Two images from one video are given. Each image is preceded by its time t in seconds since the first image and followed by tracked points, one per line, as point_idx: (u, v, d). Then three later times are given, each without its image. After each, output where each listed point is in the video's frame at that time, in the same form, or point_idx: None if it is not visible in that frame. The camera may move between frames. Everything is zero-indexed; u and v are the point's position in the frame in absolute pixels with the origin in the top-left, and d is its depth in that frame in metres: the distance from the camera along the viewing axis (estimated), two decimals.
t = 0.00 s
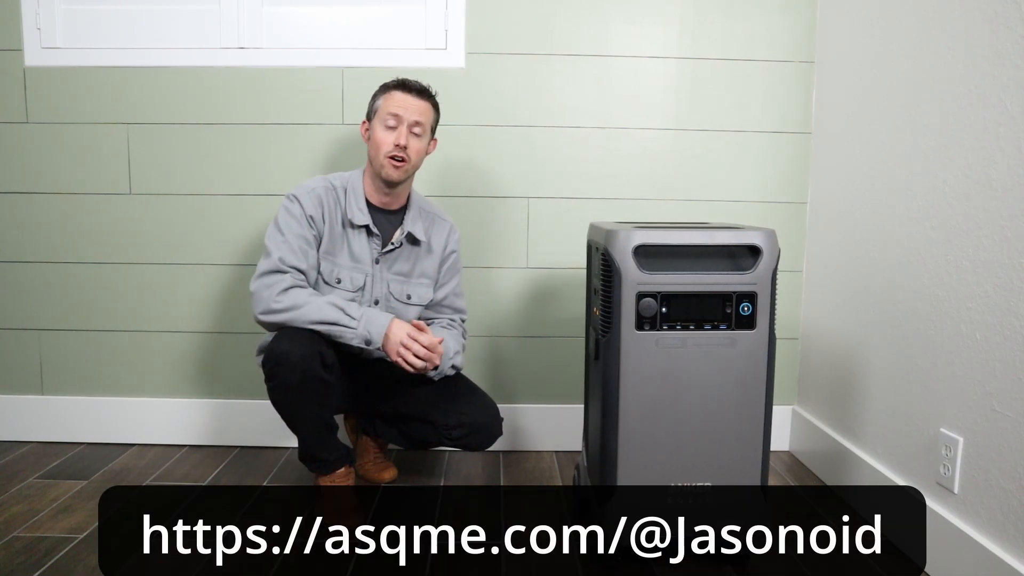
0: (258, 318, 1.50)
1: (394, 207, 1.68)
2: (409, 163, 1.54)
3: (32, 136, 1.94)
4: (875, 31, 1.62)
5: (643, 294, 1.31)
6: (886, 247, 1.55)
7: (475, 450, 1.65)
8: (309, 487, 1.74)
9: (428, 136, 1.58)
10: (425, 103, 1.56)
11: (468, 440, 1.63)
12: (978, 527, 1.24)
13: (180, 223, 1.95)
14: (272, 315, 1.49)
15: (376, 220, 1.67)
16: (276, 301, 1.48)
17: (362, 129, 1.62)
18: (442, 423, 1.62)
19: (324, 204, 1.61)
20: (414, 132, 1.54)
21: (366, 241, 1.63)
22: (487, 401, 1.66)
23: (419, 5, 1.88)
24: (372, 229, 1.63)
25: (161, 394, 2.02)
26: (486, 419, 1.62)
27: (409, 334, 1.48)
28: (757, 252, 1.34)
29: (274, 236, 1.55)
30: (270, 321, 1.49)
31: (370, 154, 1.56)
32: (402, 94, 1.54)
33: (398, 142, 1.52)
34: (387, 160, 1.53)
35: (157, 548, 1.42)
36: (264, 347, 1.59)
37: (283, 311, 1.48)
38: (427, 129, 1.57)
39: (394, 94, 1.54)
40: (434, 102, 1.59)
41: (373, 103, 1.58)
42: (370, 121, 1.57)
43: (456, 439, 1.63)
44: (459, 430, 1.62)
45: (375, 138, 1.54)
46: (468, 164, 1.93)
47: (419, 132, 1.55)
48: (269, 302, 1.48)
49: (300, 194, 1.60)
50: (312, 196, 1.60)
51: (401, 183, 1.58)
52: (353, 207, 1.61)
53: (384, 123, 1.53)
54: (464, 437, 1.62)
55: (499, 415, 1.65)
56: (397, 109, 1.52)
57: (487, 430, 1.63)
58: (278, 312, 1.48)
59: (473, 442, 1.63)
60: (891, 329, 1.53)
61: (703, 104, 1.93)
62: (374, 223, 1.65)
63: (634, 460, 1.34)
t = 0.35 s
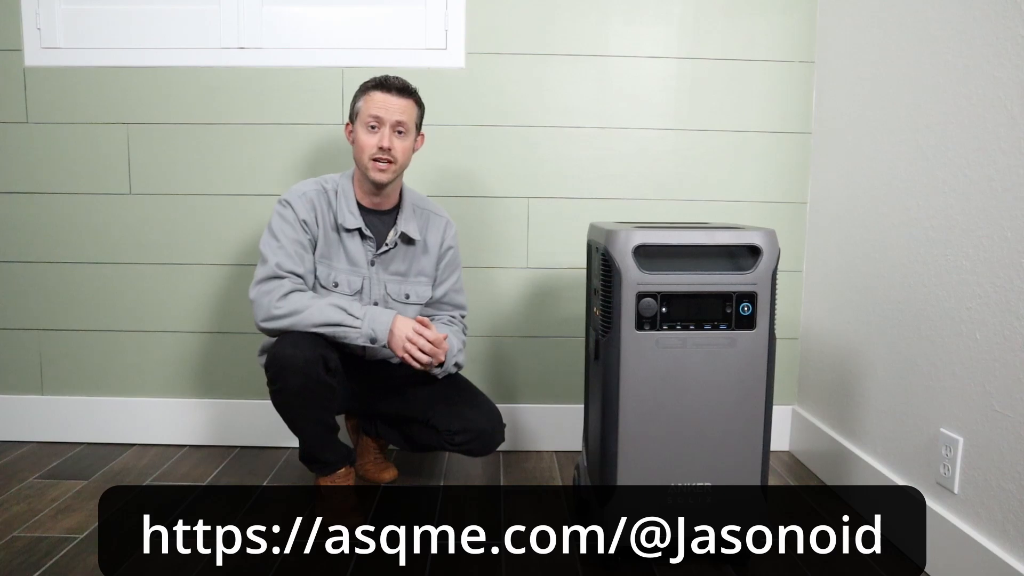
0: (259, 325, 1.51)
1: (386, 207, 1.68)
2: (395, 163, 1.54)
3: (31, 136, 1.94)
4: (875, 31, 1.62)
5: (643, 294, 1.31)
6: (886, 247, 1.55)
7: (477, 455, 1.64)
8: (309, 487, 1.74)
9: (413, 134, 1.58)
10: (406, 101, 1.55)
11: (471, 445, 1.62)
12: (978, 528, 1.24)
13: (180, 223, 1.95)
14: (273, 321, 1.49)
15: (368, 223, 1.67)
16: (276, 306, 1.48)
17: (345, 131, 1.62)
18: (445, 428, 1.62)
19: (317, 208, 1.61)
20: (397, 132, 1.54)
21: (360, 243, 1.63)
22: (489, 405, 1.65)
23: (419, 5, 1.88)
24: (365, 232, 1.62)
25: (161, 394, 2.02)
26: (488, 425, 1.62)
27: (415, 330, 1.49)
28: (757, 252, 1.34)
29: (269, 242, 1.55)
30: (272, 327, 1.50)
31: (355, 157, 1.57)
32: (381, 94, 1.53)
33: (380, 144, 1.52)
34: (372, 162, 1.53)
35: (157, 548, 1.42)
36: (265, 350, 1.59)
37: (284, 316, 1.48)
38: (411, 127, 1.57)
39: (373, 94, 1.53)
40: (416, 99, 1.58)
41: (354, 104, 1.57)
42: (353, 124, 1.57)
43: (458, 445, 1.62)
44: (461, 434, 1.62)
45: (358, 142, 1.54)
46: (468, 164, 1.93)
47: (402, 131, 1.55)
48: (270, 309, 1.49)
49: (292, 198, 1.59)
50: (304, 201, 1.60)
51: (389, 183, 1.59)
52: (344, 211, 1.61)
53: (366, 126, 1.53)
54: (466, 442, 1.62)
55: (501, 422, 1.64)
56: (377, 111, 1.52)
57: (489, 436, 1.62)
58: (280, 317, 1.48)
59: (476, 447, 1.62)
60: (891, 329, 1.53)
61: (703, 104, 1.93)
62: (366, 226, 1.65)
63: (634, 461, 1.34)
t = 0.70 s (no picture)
0: (258, 325, 1.51)
1: (384, 208, 1.68)
2: (393, 166, 1.54)
3: (31, 136, 1.93)
4: (875, 31, 1.62)
5: (643, 294, 1.31)
6: (886, 247, 1.55)
7: (476, 454, 1.65)
8: (309, 487, 1.74)
9: (413, 137, 1.58)
10: (407, 103, 1.55)
11: (470, 445, 1.62)
12: (977, 528, 1.24)
13: (180, 223, 1.95)
14: (271, 321, 1.49)
15: (367, 224, 1.67)
16: (273, 306, 1.49)
17: (345, 130, 1.61)
18: (444, 428, 1.61)
19: (315, 208, 1.61)
20: (397, 134, 1.54)
21: (359, 243, 1.63)
22: (489, 406, 1.65)
23: (419, 5, 1.88)
24: (363, 232, 1.62)
25: (161, 394, 2.02)
26: (487, 426, 1.62)
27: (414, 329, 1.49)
28: (757, 252, 1.34)
29: (267, 243, 1.55)
30: (270, 327, 1.50)
31: (354, 157, 1.57)
32: (382, 96, 1.53)
33: (380, 146, 1.52)
34: (370, 163, 1.53)
35: (157, 548, 1.42)
36: (264, 350, 1.60)
37: (281, 316, 1.48)
38: (411, 129, 1.57)
39: (374, 96, 1.53)
40: (417, 101, 1.58)
41: (354, 105, 1.57)
42: (353, 124, 1.57)
43: (457, 444, 1.62)
44: (460, 435, 1.61)
45: (358, 143, 1.54)
46: (468, 164, 1.93)
47: (402, 133, 1.55)
48: (267, 309, 1.49)
49: (291, 199, 1.59)
50: (303, 202, 1.60)
51: (388, 185, 1.59)
52: (343, 211, 1.61)
53: (367, 127, 1.53)
54: (465, 443, 1.62)
55: (500, 423, 1.64)
56: (377, 113, 1.52)
57: (488, 437, 1.62)
58: (277, 317, 1.49)
59: (475, 448, 1.63)
60: (891, 329, 1.53)
61: (703, 105, 1.93)
62: (365, 226, 1.65)
63: (634, 461, 1.34)
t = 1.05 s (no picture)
0: (255, 326, 1.51)
1: (387, 206, 1.68)
2: (408, 164, 1.55)
3: (31, 136, 1.94)
4: (875, 31, 1.62)
5: (643, 294, 1.31)
6: (886, 247, 1.55)
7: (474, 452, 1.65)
8: (309, 487, 1.74)
9: (427, 140, 1.59)
10: (428, 107, 1.57)
11: (466, 442, 1.63)
12: (978, 528, 1.24)
13: (180, 223, 1.95)
14: (261, 319, 1.48)
15: (370, 221, 1.67)
16: (260, 303, 1.48)
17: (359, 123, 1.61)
18: (441, 426, 1.62)
19: (315, 207, 1.61)
20: (415, 134, 1.55)
21: (360, 241, 1.63)
22: (485, 404, 1.65)
23: (419, 5, 1.88)
24: (365, 230, 1.62)
25: (161, 394, 2.02)
26: (484, 424, 1.62)
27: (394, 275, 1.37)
28: (757, 252, 1.34)
29: (265, 243, 1.55)
30: (263, 325, 1.49)
31: (368, 150, 1.56)
32: (406, 95, 1.54)
33: (398, 143, 1.52)
34: (386, 158, 1.53)
35: (157, 548, 1.42)
36: (264, 350, 1.60)
37: (269, 311, 1.47)
38: (427, 132, 1.58)
39: (398, 94, 1.54)
40: (436, 107, 1.60)
41: (374, 100, 1.57)
42: (370, 118, 1.57)
43: (454, 442, 1.63)
44: (456, 433, 1.62)
45: (374, 136, 1.54)
46: (468, 164, 1.93)
47: (419, 134, 1.56)
48: (257, 307, 1.48)
49: (290, 199, 1.60)
50: (303, 201, 1.60)
51: (396, 183, 1.59)
52: (345, 209, 1.61)
53: (387, 123, 1.53)
54: (461, 440, 1.63)
55: (497, 420, 1.64)
56: (400, 110, 1.53)
57: (485, 434, 1.63)
58: (266, 313, 1.47)
59: (472, 446, 1.63)
60: (891, 329, 1.53)
61: (703, 105, 1.93)
62: (367, 224, 1.65)
63: (634, 461, 1.34)
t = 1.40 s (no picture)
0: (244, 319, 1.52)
1: (388, 205, 1.68)
2: (406, 163, 1.54)
3: (31, 136, 1.94)
4: (875, 31, 1.62)
5: (643, 294, 1.31)
6: (886, 247, 1.55)
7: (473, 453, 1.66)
8: (310, 487, 1.74)
9: (427, 138, 1.58)
10: (426, 106, 1.56)
11: (466, 443, 1.64)
12: (978, 528, 1.24)
13: (180, 223, 1.95)
14: (249, 315, 1.49)
15: (372, 219, 1.67)
16: (249, 298, 1.49)
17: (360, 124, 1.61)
18: (440, 426, 1.64)
19: (317, 205, 1.61)
20: (413, 133, 1.55)
21: (361, 238, 1.63)
22: (486, 405, 1.65)
23: (419, 5, 1.88)
24: (366, 227, 1.62)
25: (160, 394, 2.02)
26: (483, 424, 1.62)
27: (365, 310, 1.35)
28: (757, 252, 1.34)
29: (264, 239, 1.56)
30: (249, 320, 1.51)
31: (368, 150, 1.56)
32: (404, 94, 1.54)
33: (397, 142, 1.52)
34: (385, 157, 1.53)
35: (157, 548, 1.42)
36: (263, 347, 1.60)
37: (255, 308, 1.48)
38: (426, 131, 1.58)
39: (396, 93, 1.54)
40: (436, 105, 1.59)
41: (374, 100, 1.57)
42: (370, 117, 1.57)
43: (453, 443, 1.64)
44: (455, 434, 1.63)
45: (374, 136, 1.54)
46: (468, 164, 1.93)
47: (418, 133, 1.56)
48: (246, 302, 1.49)
49: (293, 195, 1.60)
50: (305, 197, 1.60)
51: (396, 182, 1.58)
52: (348, 206, 1.61)
53: (385, 122, 1.53)
54: (461, 441, 1.64)
55: (497, 420, 1.64)
56: (398, 109, 1.52)
57: (484, 435, 1.63)
58: (252, 309, 1.48)
59: (471, 446, 1.64)
60: (891, 329, 1.53)
61: (703, 105, 1.93)
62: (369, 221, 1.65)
63: (633, 460, 1.35)
